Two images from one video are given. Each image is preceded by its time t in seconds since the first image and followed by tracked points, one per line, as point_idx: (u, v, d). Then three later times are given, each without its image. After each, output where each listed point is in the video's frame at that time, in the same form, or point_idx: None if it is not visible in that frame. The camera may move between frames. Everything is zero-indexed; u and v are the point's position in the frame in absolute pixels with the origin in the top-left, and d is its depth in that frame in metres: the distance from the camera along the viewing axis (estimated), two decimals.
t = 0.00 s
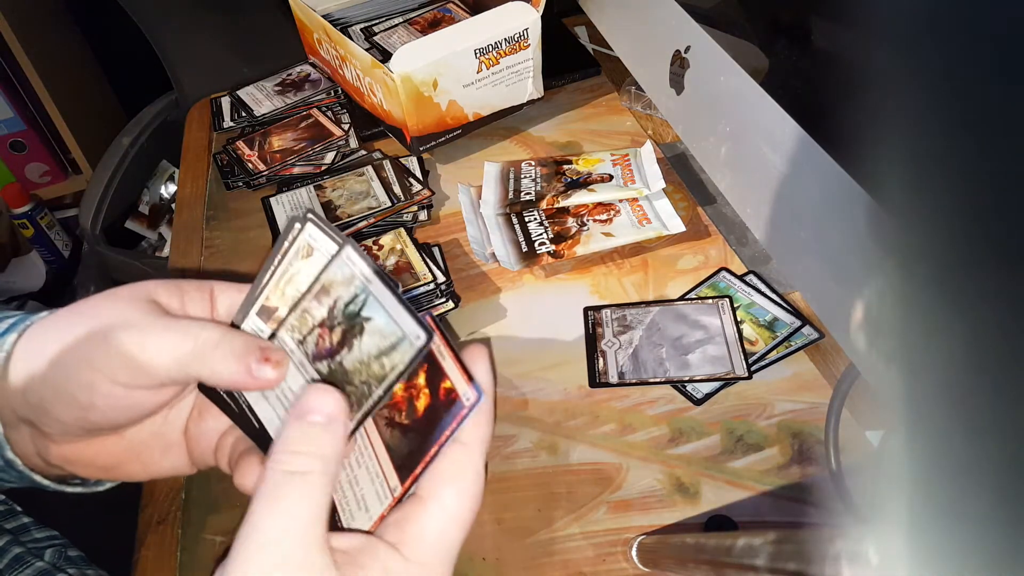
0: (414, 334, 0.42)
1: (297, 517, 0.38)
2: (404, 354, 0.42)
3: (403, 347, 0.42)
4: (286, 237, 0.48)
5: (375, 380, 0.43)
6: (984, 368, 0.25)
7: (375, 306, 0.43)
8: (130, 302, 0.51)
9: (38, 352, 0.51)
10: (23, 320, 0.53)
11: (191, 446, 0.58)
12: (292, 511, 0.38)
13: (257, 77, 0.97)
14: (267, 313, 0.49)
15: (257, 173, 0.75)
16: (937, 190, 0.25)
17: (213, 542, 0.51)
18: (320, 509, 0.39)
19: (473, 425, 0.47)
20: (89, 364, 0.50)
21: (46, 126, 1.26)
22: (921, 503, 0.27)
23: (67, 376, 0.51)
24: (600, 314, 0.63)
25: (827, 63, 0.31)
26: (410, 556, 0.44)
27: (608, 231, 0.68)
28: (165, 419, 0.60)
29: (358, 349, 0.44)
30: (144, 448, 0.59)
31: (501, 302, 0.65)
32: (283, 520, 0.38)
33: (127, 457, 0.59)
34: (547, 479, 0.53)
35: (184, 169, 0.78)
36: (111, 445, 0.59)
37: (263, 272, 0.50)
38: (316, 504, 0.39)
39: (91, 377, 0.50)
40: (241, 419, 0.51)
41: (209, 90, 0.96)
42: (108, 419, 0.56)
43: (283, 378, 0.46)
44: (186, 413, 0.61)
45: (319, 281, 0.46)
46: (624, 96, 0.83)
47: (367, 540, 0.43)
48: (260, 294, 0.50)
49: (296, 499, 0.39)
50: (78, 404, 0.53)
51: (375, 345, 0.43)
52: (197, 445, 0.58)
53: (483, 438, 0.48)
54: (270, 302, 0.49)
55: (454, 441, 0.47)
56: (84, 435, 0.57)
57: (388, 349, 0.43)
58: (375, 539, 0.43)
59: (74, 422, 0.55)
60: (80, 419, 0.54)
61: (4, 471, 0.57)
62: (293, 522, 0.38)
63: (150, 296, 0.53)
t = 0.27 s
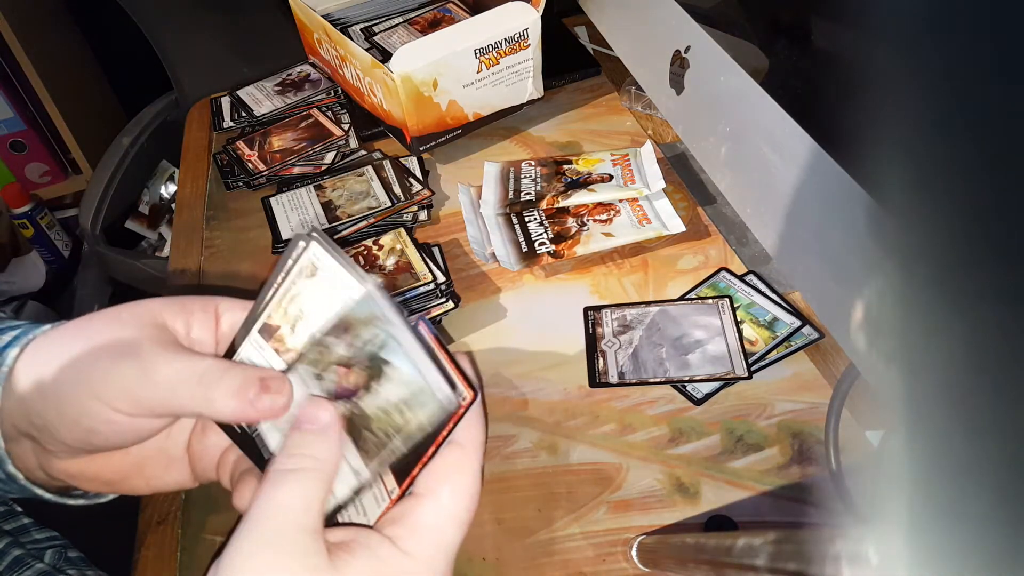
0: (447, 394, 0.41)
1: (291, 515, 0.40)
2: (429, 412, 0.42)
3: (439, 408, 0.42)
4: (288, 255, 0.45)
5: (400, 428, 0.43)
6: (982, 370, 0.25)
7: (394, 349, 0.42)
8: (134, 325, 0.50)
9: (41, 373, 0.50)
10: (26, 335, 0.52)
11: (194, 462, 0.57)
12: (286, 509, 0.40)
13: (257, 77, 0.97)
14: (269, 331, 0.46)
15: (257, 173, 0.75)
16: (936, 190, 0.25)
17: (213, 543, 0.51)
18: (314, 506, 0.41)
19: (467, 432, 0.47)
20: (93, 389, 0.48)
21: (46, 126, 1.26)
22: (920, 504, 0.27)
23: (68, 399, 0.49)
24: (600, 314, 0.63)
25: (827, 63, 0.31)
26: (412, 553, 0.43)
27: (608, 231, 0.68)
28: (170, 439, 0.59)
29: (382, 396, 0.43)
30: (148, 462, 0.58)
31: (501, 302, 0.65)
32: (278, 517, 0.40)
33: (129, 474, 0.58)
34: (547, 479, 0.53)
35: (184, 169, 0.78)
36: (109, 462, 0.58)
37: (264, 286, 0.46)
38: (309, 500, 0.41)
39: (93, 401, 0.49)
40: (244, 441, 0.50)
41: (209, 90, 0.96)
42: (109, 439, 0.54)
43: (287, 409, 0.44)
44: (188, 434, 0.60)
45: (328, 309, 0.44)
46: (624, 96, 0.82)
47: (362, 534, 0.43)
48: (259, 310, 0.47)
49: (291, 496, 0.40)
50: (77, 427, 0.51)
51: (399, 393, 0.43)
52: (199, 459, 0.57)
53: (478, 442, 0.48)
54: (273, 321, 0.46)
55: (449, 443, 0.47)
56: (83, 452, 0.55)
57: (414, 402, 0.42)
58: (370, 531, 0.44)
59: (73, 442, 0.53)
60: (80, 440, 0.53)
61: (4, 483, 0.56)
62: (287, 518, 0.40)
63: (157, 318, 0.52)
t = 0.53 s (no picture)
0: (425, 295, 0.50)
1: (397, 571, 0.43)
2: (549, 515, 0.50)
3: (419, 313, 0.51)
4: (309, 227, 0.51)
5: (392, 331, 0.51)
6: (983, 371, 0.25)
7: (535, 451, 0.53)
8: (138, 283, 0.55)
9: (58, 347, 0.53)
10: (47, 325, 0.54)
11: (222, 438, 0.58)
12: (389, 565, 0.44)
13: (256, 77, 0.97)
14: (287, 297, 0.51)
15: (257, 173, 0.75)
16: (936, 190, 0.25)
17: (213, 542, 0.51)
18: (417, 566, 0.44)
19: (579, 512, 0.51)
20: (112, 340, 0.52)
21: (46, 126, 1.27)
22: (920, 504, 0.27)
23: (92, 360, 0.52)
24: (600, 314, 0.63)
25: (827, 62, 0.31)
26: None
27: (608, 231, 0.68)
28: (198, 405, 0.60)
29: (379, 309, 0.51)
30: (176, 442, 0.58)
31: (501, 302, 0.65)
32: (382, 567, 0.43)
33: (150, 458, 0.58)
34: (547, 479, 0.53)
35: (184, 169, 0.78)
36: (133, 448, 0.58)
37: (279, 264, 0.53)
38: (413, 560, 0.44)
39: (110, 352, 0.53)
40: (255, 396, 0.53)
41: (208, 90, 0.96)
42: (136, 399, 0.56)
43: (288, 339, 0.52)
44: (213, 406, 0.61)
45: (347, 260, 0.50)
46: (624, 96, 0.83)
47: None
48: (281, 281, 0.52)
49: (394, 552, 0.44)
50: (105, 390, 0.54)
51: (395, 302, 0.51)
52: (228, 436, 0.58)
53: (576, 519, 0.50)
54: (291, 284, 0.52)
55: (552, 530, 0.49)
56: (118, 430, 0.57)
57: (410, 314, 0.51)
58: None
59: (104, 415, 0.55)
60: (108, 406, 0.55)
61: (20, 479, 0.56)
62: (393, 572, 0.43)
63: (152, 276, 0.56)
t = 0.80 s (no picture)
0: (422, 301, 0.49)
1: None
2: (528, 498, 0.48)
3: (417, 318, 0.50)
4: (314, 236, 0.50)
5: (392, 340, 0.50)
6: (983, 370, 0.25)
7: (516, 440, 0.50)
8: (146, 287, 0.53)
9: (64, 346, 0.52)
10: (48, 326, 0.54)
11: (219, 444, 0.57)
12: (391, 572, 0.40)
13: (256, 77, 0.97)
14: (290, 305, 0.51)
15: (257, 173, 0.75)
16: (937, 189, 0.25)
17: (212, 543, 0.51)
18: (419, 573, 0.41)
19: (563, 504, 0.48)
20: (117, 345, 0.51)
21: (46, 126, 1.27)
22: (921, 504, 0.27)
23: (91, 362, 0.51)
24: (600, 314, 0.63)
25: (828, 62, 0.31)
26: None
27: (608, 231, 0.68)
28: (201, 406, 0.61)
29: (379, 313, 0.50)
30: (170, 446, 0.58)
31: (501, 302, 0.65)
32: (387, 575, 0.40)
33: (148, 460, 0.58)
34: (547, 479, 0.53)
35: (184, 169, 0.78)
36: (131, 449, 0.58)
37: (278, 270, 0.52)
38: (416, 564, 0.41)
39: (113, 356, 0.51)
40: (257, 405, 0.53)
41: (208, 90, 0.96)
42: (136, 405, 0.56)
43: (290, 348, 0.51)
44: (211, 411, 0.62)
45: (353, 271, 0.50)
46: (624, 96, 0.82)
47: None
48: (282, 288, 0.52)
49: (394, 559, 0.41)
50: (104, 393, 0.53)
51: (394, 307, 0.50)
52: (224, 440, 0.58)
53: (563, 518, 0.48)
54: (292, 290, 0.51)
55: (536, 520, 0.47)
56: (117, 431, 0.57)
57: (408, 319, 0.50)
58: None
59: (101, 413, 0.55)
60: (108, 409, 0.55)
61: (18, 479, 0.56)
62: None
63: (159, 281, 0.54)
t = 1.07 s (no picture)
0: (426, 316, 0.52)
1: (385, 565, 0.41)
2: (508, 478, 0.48)
3: (421, 332, 0.53)
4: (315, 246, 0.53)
5: (396, 355, 0.53)
6: (984, 369, 0.25)
7: (493, 422, 0.51)
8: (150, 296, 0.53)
9: (70, 353, 0.52)
10: (50, 329, 0.54)
11: (217, 453, 0.57)
12: (377, 558, 0.41)
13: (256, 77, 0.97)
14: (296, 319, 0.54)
15: (256, 173, 0.75)
16: (937, 189, 0.25)
17: (212, 543, 0.51)
18: (406, 557, 0.42)
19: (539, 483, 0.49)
20: (120, 354, 0.51)
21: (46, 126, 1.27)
22: (921, 504, 0.27)
23: (95, 370, 0.52)
24: (600, 314, 0.63)
25: (828, 62, 0.31)
26: None
27: (608, 231, 0.68)
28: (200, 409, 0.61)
29: (384, 327, 0.53)
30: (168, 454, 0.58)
31: (501, 302, 0.65)
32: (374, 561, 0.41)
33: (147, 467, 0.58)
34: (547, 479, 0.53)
35: (184, 169, 0.78)
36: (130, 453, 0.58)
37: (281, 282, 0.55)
38: (399, 549, 0.42)
39: (117, 365, 0.52)
40: (261, 416, 0.55)
41: (208, 89, 0.96)
42: (136, 412, 0.56)
43: (294, 360, 0.53)
44: (210, 419, 0.61)
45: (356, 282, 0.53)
46: (624, 96, 0.82)
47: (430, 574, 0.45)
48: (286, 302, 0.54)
49: (380, 544, 0.41)
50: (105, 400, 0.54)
51: (399, 321, 0.53)
52: (223, 447, 0.58)
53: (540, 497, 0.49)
54: (297, 303, 0.54)
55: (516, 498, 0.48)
56: (118, 437, 0.57)
57: (412, 332, 0.53)
58: None
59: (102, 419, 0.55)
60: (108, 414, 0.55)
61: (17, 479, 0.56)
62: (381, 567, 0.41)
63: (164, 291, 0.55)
